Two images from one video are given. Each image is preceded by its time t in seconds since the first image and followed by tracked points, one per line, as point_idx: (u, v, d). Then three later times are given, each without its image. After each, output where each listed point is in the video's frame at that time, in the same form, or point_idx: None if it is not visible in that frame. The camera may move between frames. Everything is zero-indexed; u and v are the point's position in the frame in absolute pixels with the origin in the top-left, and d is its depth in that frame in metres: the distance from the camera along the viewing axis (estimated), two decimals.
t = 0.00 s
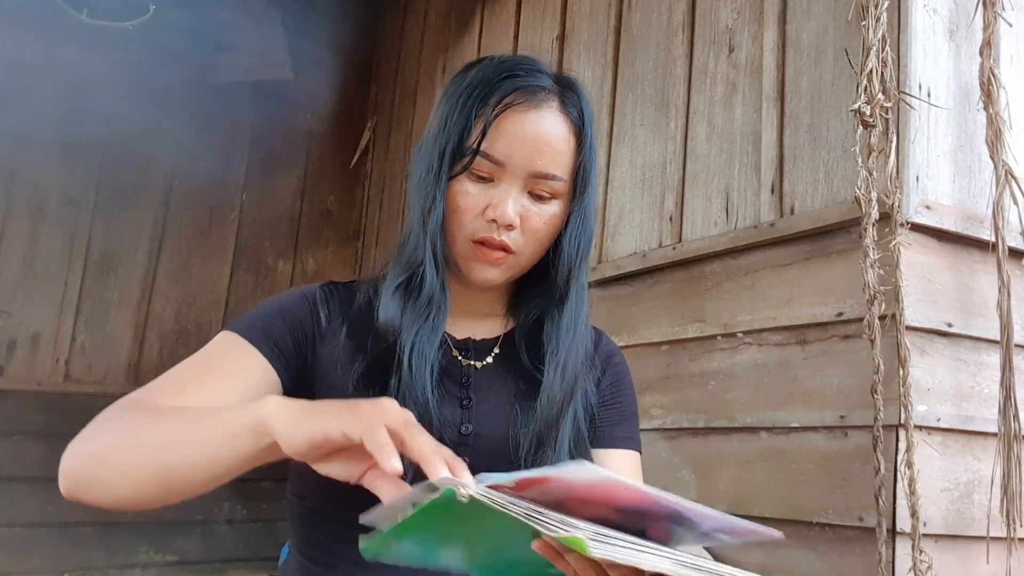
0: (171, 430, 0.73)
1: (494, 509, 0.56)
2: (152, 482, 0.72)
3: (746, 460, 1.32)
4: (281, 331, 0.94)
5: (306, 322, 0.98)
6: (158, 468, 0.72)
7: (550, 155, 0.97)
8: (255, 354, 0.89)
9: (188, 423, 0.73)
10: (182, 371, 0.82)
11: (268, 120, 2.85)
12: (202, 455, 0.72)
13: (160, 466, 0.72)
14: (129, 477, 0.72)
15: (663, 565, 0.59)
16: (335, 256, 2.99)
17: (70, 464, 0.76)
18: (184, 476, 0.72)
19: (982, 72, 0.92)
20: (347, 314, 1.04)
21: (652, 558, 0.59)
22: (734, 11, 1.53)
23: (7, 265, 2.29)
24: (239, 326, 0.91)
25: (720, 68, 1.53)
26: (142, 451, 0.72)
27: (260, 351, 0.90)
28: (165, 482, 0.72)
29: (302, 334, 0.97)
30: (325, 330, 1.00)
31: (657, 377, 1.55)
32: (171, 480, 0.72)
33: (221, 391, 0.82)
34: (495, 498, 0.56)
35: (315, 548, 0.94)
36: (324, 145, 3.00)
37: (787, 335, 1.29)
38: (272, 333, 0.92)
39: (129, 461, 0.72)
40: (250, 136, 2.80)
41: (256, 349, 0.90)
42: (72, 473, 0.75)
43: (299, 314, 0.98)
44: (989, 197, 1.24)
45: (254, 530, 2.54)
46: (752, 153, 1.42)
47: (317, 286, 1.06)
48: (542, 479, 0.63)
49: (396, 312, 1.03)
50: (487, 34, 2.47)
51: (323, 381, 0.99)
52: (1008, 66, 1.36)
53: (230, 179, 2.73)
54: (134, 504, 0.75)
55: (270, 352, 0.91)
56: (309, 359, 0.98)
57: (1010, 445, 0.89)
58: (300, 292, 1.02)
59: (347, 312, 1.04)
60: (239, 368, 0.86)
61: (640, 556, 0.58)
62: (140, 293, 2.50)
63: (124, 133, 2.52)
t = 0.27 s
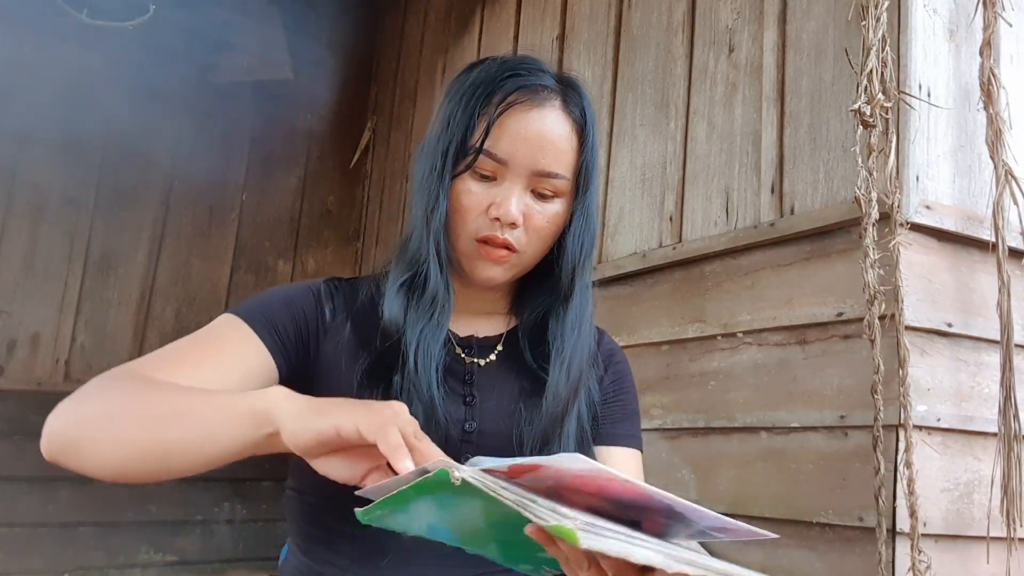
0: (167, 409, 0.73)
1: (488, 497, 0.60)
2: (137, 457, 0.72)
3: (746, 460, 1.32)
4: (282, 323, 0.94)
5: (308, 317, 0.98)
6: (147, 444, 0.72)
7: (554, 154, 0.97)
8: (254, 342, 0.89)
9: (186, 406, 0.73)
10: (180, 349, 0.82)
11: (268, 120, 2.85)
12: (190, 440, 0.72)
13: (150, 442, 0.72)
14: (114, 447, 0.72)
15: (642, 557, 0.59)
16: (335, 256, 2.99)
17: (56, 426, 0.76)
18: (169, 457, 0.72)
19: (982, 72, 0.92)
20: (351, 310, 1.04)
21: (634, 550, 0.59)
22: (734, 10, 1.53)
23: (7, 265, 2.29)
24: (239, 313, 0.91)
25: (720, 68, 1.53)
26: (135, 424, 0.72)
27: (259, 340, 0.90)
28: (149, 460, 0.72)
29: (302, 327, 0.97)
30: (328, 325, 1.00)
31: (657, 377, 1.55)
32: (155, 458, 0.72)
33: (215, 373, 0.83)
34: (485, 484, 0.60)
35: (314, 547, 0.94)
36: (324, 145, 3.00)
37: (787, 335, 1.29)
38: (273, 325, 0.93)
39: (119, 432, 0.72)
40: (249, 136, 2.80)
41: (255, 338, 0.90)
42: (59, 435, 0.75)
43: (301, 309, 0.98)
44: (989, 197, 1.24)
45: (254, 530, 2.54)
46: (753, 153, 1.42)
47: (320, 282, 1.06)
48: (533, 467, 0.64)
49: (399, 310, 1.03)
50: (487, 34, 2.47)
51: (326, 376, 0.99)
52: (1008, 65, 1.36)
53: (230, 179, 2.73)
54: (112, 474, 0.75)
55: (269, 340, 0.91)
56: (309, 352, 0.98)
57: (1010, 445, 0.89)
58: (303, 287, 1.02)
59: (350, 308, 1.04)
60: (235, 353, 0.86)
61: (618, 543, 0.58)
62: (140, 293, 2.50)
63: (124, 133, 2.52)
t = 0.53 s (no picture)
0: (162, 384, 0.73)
1: (469, 475, 0.56)
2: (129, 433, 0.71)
3: (746, 460, 1.32)
4: (283, 318, 0.94)
5: (310, 314, 0.98)
6: (142, 418, 0.71)
7: (555, 154, 0.97)
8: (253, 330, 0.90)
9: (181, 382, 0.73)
10: (179, 331, 0.83)
11: (268, 120, 2.85)
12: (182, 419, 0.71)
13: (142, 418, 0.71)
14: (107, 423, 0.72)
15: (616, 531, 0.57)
16: (335, 256, 2.99)
17: (46, 397, 0.75)
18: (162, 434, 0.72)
19: (982, 72, 0.92)
20: (352, 308, 1.04)
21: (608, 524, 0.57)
22: (734, 10, 1.53)
23: (6, 265, 2.29)
24: (241, 301, 0.92)
25: (720, 68, 1.53)
26: (128, 398, 0.72)
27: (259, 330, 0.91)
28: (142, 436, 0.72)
29: (303, 320, 0.97)
30: (330, 321, 1.01)
31: (657, 377, 1.56)
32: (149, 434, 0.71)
33: (211, 356, 0.83)
34: (471, 459, 0.57)
35: (315, 547, 0.94)
36: (324, 145, 3.00)
37: (787, 335, 1.29)
38: (274, 316, 0.93)
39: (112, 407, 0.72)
40: (249, 136, 2.80)
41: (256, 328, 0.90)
42: (48, 407, 0.74)
43: (303, 304, 0.98)
44: (989, 197, 1.24)
45: (254, 530, 2.54)
46: (753, 153, 1.42)
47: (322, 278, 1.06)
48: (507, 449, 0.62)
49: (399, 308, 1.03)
50: (487, 34, 2.47)
51: (325, 371, 0.99)
52: (1008, 65, 1.36)
53: (230, 179, 2.73)
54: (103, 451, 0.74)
55: (269, 331, 0.91)
56: (309, 346, 0.98)
57: (1010, 445, 0.89)
58: (306, 282, 1.02)
59: (351, 307, 1.04)
60: (232, 338, 0.87)
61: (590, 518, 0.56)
62: (140, 293, 2.50)
63: (124, 133, 2.52)
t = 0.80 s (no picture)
0: (162, 371, 0.72)
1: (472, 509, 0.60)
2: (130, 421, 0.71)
3: (747, 460, 1.32)
4: (283, 315, 0.94)
5: (309, 313, 0.99)
6: (142, 406, 0.71)
7: (552, 150, 0.97)
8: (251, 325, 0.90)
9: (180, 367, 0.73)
10: (181, 324, 0.82)
11: (268, 120, 2.85)
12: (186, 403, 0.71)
13: (143, 405, 0.71)
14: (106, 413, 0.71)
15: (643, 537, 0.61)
16: (335, 256, 2.99)
17: (42, 389, 0.74)
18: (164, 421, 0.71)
19: (982, 72, 0.92)
20: (351, 308, 1.04)
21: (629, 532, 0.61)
22: (734, 10, 1.53)
23: (7, 265, 2.29)
24: (241, 299, 0.92)
25: (720, 68, 1.53)
26: (126, 386, 0.71)
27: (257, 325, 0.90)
28: (144, 423, 0.71)
29: (302, 319, 0.98)
30: (329, 321, 1.01)
31: (657, 377, 1.56)
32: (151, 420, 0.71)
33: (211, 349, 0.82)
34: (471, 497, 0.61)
35: (314, 548, 0.93)
36: (324, 145, 3.00)
37: (787, 335, 1.29)
38: (273, 314, 0.93)
39: (110, 396, 0.71)
40: (250, 136, 2.80)
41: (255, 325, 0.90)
42: (45, 399, 0.73)
43: (302, 303, 0.98)
44: (989, 197, 1.24)
45: (254, 530, 2.54)
46: (753, 153, 1.42)
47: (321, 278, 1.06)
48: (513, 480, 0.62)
49: (398, 307, 1.03)
50: (487, 34, 2.47)
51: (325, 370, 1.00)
52: (1008, 65, 1.36)
53: (230, 179, 2.73)
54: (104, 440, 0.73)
55: (267, 327, 0.91)
56: (308, 343, 0.99)
57: (1010, 445, 0.89)
58: (306, 282, 1.02)
59: (351, 307, 1.04)
60: (234, 334, 0.86)
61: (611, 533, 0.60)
62: (140, 293, 2.50)
63: (124, 133, 2.52)
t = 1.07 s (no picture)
0: (156, 356, 0.71)
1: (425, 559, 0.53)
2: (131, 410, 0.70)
3: (746, 460, 1.32)
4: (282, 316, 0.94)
5: (308, 314, 0.99)
6: (142, 394, 0.70)
7: (551, 147, 0.97)
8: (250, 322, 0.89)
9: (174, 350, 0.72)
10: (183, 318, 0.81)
11: (269, 119, 2.85)
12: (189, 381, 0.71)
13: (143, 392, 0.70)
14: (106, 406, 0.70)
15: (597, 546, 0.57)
16: (335, 256, 2.99)
17: (44, 391, 0.72)
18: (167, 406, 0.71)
19: (982, 73, 0.92)
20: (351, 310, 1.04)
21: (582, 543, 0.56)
22: (734, 10, 1.53)
23: (7, 265, 2.29)
24: (242, 299, 0.91)
25: (720, 68, 1.53)
26: (121, 374, 0.70)
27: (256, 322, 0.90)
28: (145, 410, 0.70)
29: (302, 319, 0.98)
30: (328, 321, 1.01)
31: (657, 377, 1.56)
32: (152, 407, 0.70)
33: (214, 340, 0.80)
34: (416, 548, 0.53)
35: (314, 549, 0.93)
36: (324, 145, 3.00)
37: (787, 335, 1.29)
38: (273, 314, 0.93)
39: (107, 387, 0.70)
40: (250, 135, 2.80)
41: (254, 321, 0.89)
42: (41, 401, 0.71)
43: (301, 302, 0.98)
44: (989, 196, 1.24)
45: (254, 530, 2.54)
46: (753, 153, 1.42)
47: (321, 280, 1.06)
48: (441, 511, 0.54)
49: (397, 308, 1.03)
50: (487, 33, 2.47)
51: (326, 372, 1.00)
52: (1009, 65, 1.36)
53: (230, 179, 2.73)
54: (106, 437, 0.72)
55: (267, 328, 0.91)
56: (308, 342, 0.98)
57: (1010, 445, 0.89)
58: (305, 283, 1.02)
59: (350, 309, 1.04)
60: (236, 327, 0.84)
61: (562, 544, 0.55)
62: (140, 293, 2.50)
63: (124, 133, 2.52)
